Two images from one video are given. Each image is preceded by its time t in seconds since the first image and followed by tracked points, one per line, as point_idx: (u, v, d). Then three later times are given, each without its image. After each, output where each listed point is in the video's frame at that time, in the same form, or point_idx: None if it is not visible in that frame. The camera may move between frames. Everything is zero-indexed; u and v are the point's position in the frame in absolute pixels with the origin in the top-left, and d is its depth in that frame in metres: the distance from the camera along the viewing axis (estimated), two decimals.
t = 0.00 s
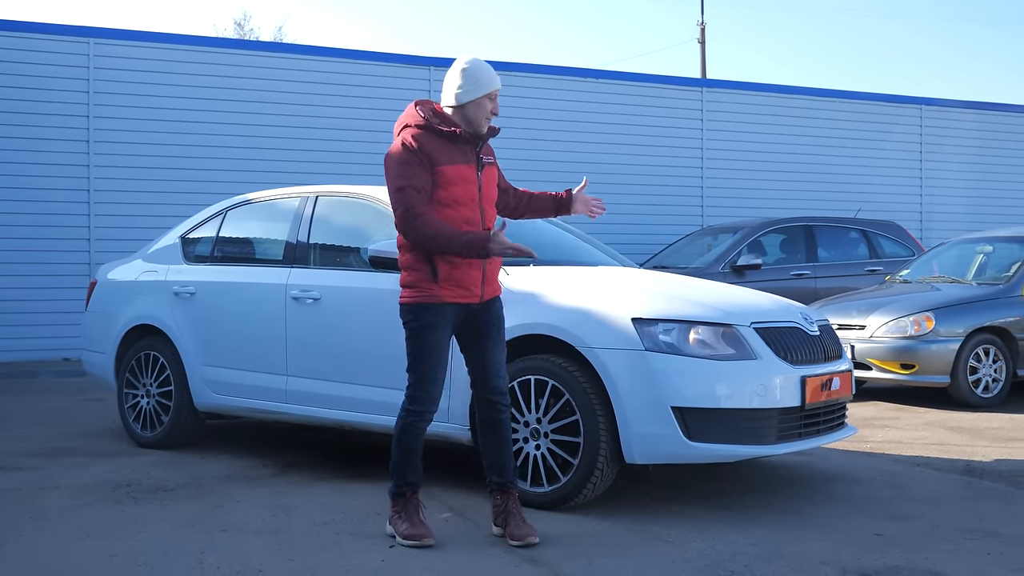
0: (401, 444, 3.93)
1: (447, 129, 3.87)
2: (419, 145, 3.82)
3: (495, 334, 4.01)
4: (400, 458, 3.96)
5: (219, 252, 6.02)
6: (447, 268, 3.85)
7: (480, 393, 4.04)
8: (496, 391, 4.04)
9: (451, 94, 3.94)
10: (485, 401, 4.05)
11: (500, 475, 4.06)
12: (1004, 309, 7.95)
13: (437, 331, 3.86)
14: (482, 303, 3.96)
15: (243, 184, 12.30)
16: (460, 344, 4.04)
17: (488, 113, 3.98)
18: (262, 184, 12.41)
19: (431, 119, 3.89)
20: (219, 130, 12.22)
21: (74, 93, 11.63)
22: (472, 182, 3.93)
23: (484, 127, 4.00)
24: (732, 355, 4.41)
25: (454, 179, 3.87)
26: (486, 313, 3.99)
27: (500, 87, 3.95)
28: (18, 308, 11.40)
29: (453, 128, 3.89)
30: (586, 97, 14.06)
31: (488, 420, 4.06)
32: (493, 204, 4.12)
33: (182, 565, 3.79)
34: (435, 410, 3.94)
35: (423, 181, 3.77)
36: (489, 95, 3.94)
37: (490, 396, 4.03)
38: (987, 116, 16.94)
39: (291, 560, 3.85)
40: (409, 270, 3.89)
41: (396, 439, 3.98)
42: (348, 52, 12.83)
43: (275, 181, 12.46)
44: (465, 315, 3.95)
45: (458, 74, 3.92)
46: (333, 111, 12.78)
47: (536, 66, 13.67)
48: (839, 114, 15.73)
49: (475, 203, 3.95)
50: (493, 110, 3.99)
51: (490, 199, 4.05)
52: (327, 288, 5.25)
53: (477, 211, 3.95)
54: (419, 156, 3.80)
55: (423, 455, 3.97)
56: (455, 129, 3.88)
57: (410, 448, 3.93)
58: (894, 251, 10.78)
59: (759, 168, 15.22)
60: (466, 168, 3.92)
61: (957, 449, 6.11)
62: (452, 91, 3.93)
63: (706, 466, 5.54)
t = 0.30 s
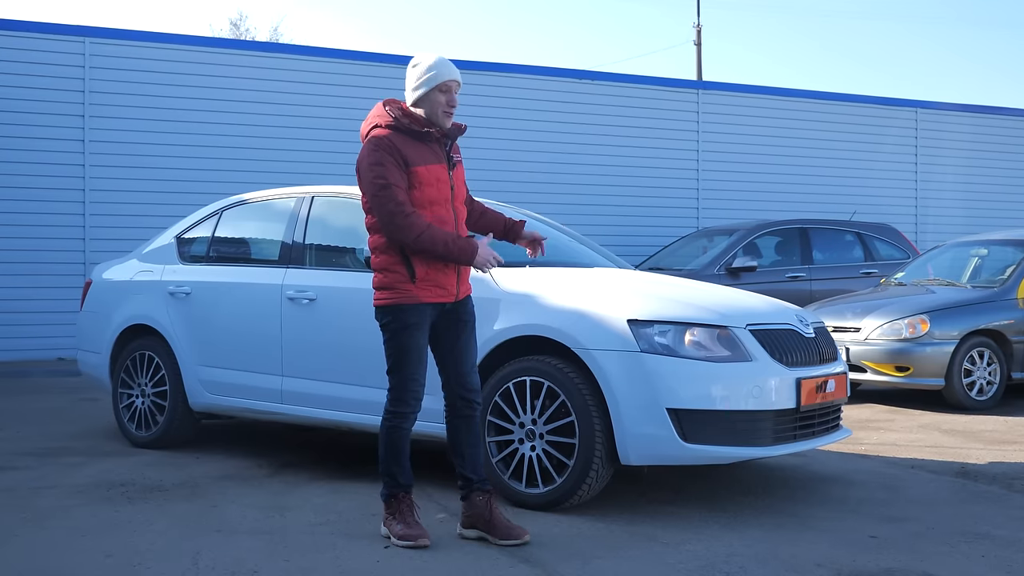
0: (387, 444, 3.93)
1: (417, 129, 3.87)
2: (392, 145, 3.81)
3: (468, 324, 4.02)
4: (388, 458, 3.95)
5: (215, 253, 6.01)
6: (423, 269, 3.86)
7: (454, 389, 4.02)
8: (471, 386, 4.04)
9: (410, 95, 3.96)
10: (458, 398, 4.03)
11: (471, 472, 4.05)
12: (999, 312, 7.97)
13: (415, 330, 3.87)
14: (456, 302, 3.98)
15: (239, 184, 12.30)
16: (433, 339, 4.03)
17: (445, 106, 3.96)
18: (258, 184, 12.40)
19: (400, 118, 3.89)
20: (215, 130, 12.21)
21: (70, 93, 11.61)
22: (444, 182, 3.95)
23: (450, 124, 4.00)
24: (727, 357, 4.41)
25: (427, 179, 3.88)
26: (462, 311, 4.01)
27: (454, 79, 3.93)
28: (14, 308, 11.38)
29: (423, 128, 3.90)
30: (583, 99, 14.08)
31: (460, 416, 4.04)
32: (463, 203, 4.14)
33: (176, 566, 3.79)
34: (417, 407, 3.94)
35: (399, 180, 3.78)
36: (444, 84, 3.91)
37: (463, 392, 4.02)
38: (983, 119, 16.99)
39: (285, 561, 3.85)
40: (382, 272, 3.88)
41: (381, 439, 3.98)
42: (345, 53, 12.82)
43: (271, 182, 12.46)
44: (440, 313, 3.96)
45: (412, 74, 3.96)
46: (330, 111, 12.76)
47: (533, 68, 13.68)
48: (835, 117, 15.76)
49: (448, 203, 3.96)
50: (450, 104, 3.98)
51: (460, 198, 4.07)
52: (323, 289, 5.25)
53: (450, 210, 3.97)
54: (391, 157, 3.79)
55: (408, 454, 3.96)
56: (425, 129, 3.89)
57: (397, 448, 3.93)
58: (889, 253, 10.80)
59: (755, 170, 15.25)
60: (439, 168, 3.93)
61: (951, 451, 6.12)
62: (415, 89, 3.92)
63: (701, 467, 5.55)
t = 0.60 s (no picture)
0: (379, 443, 3.93)
1: (393, 129, 3.88)
2: (365, 147, 3.83)
3: (464, 325, 4.03)
4: (383, 457, 3.94)
5: (212, 252, 6.01)
6: (405, 269, 3.86)
7: (447, 390, 4.03)
8: (465, 387, 4.04)
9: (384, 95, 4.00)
10: (451, 398, 4.04)
11: (459, 472, 4.07)
12: (996, 312, 7.97)
13: (401, 330, 3.86)
14: (445, 301, 3.96)
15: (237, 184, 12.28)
16: (428, 339, 4.05)
17: (421, 103, 3.93)
18: (256, 183, 12.38)
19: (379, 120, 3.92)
20: (213, 130, 12.19)
21: (68, 92, 11.60)
22: (427, 180, 3.93)
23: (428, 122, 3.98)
24: (724, 357, 4.41)
25: (406, 178, 3.88)
26: (450, 309, 3.98)
27: (420, 75, 3.89)
28: (11, 307, 11.37)
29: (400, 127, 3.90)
30: (581, 98, 14.07)
31: (453, 417, 4.04)
32: (456, 201, 4.11)
33: (174, 566, 3.78)
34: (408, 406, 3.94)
35: (371, 182, 3.80)
36: (403, 81, 3.89)
37: (456, 393, 4.02)
38: (981, 119, 17.00)
39: (282, 561, 3.84)
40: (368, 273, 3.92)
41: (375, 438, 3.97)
42: (343, 53, 12.81)
43: (269, 181, 12.44)
44: (429, 312, 3.95)
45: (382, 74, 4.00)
46: (328, 111, 12.74)
47: (531, 67, 13.67)
48: (834, 117, 15.76)
49: (433, 201, 3.94)
50: (427, 99, 3.96)
51: (450, 195, 4.04)
52: (320, 289, 5.24)
53: (435, 208, 3.95)
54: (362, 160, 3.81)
55: (403, 453, 3.96)
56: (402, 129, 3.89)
57: (390, 447, 3.93)
58: (887, 253, 10.81)
59: (753, 169, 15.25)
60: (419, 168, 3.92)
61: (949, 451, 6.12)
62: (392, 89, 3.93)
63: (699, 467, 5.54)
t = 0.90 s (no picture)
0: (378, 443, 3.93)
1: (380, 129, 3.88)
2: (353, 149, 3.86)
3: (469, 328, 4.01)
4: (382, 457, 3.95)
5: (210, 252, 6.00)
6: (398, 268, 3.85)
7: (454, 391, 4.03)
8: (470, 388, 4.04)
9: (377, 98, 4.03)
10: (458, 398, 4.05)
11: (471, 471, 4.09)
12: (995, 311, 7.98)
13: (398, 330, 3.87)
14: (444, 299, 3.93)
15: (236, 184, 12.27)
16: (434, 340, 4.04)
17: (408, 100, 3.89)
18: (254, 184, 12.37)
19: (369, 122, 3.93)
20: (211, 130, 12.18)
21: (66, 92, 11.58)
22: (419, 179, 3.89)
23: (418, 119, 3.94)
24: (723, 357, 4.41)
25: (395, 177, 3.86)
26: (449, 309, 3.96)
27: (409, 71, 3.85)
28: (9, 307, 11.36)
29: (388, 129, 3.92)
30: (580, 98, 14.06)
31: (462, 417, 4.07)
32: (457, 198, 4.05)
33: (171, 566, 3.78)
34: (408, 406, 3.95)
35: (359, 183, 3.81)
36: (393, 78, 3.86)
37: (462, 394, 4.03)
38: (980, 118, 16.99)
39: (280, 562, 3.84)
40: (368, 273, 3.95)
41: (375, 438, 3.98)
42: (341, 52, 12.79)
43: (267, 181, 12.43)
44: (427, 311, 3.93)
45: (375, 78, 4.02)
46: (326, 111, 12.72)
47: (530, 67, 13.66)
48: (832, 116, 15.76)
49: (426, 200, 3.89)
50: (418, 96, 3.91)
51: (447, 192, 3.98)
52: (318, 289, 5.24)
53: (429, 207, 3.90)
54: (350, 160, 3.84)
55: (403, 454, 3.96)
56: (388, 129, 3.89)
57: (389, 447, 3.93)
58: (885, 252, 10.80)
59: (752, 169, 15.24)
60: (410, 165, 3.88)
61: (947, 451, 6.13)
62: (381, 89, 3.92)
63: (697, 467, 5.55)
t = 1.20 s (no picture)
0: (384, 442, 3.93)
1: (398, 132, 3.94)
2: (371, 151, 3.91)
3: (485, 335, 3.98)
4: (386, 457, 3.94)
5: (208, 253, 6.00)
6: (409, 269, 3.86)
7: (466, 396, 4.00)
8: (483, 394, 3.99)
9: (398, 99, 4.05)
10: (470, 403, 4.01)
11: (484, 478, 4.03)
12: (992, 311, 7.99)
13: (408, 331, 3.86)
14: (456, 302, 3.90)
15: (234, 184, 12.28)
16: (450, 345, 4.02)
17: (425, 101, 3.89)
18: (251, 184, 12.37)
19: (388, 125, 3.98)
20: (208, 130, 12.18)
21: (63, 93, 11.57)
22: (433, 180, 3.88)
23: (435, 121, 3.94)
24: (720, 357, 4.41)
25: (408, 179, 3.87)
26: (462, 313, 3.92)
27: (428, 72, 3.87)
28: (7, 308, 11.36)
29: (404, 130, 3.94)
30: (579, 98, 14.06)
31: (474, 422, 4.02)
32: (475, 200, 4.01)
33: (170, 567, 3.78)
34: (416, 407, 3.94)
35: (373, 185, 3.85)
36: (412, 78, 3.88)
37: (474, 398, 3.98)
38: (977, 118, 17.01)
39: (278, 563, 3.83)
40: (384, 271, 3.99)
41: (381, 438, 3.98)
42: (339, 53, 12.79)
43: (265, 181, 12.43)
44: (439, 313, 3.91)
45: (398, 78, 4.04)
46: (323, 111, 12.72)
47: (528, 67, 13.66)
48: (830, 116, 15.78)
49: (440, 202, 3.86)
50: (436, 97, 3.91)
51: (463, 194, 3.94)
52: (316, 289, 5.24)
53: (443, 208, 3.87)
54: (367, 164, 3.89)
55: (407, 455, 3.95)
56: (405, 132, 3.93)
57: (394, 447, 3.92)
58: (883, 252, 10.81)
59: (750, 169, 15.25)
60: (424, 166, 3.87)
61: (945, 451, 6.13)
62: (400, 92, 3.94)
63: (695, 468, 5.55)
